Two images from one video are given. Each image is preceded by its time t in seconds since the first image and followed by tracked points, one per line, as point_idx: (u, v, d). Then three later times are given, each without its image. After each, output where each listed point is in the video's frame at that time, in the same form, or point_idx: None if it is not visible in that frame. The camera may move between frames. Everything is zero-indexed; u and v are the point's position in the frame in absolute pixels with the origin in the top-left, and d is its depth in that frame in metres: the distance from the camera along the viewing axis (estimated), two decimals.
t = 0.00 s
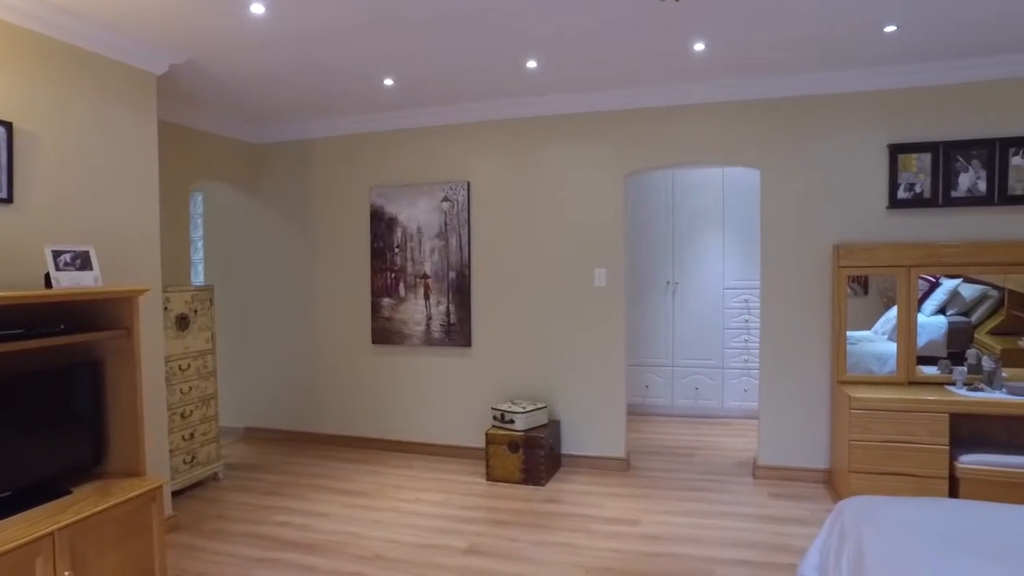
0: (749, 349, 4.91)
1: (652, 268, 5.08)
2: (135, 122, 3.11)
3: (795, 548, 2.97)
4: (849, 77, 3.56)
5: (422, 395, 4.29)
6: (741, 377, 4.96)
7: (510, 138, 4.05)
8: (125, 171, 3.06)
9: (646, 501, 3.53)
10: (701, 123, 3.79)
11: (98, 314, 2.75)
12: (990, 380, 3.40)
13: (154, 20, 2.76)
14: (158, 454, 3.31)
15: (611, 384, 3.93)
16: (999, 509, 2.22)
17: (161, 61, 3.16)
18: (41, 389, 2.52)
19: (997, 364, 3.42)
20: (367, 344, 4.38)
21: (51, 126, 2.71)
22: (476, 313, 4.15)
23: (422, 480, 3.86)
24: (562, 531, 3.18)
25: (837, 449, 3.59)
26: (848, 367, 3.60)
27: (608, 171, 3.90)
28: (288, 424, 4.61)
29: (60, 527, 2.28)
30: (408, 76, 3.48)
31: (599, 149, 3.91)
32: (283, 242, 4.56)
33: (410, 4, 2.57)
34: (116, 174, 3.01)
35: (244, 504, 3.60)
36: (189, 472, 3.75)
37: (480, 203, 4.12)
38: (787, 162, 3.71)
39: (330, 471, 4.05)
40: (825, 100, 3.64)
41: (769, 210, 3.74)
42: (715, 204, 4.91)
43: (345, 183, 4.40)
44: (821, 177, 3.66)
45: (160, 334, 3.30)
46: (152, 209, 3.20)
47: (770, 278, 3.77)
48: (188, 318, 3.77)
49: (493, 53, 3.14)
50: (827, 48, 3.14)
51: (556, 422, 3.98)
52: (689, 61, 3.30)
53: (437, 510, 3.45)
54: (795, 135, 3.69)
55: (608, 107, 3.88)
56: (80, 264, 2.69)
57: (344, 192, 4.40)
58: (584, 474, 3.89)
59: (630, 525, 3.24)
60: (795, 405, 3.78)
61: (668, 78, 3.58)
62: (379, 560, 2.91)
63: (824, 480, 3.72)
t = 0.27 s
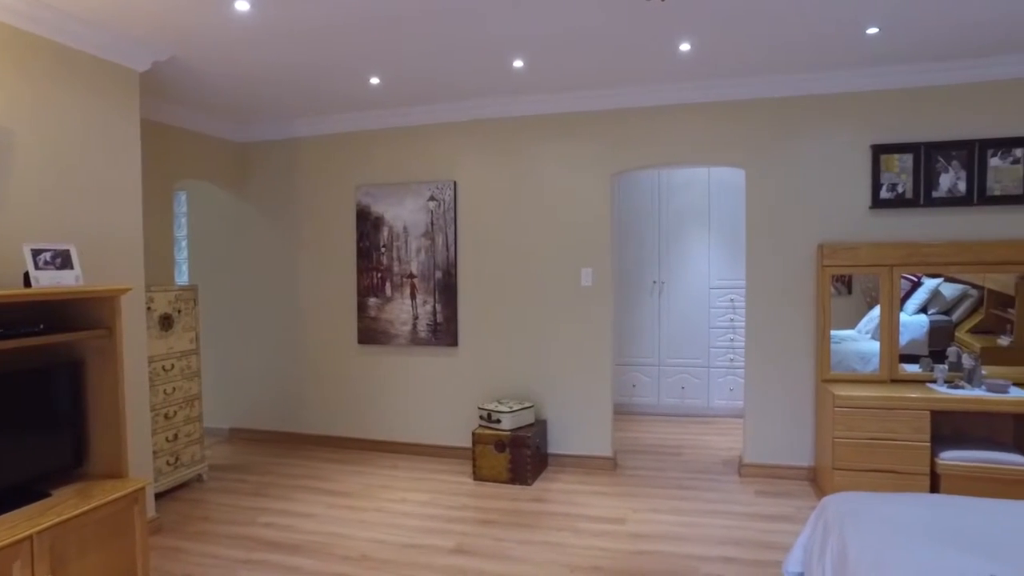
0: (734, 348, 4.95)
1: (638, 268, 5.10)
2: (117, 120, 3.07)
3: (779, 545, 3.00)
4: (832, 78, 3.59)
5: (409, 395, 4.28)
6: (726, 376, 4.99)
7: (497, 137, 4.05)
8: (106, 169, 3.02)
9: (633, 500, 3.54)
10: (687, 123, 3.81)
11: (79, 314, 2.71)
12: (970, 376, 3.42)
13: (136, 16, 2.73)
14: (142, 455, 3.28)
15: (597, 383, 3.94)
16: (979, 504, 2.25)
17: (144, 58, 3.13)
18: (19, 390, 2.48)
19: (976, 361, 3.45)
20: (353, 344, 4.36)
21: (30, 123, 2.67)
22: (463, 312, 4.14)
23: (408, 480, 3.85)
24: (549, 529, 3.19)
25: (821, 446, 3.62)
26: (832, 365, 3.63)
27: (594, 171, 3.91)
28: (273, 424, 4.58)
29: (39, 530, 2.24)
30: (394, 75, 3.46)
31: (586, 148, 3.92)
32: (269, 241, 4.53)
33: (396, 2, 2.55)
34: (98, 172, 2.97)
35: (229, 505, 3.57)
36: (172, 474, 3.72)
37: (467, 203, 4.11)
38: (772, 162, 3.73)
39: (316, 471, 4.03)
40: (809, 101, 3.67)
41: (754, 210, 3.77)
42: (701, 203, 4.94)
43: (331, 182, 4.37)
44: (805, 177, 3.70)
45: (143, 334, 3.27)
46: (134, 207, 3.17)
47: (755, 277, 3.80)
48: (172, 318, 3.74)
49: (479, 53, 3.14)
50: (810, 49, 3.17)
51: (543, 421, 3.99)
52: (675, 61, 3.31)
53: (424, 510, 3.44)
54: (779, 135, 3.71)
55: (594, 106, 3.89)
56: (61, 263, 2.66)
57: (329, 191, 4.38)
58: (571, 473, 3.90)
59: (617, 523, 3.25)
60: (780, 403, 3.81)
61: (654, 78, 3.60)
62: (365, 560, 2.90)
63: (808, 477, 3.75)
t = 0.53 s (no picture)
0: (720, 347, 4.98)
1: (624, 268, 5.12)
2: (98, 117, 3.03)
3: (764, 542, 3.02)
4: (816, 79, 3.62)
5: (395, 395, 4.26)
6: (712, 375, 5.02)
7: (483, 137, 4.05)
8: (87, 167, 2.98)
9: (619, 498, 3.55)
10: (672, 123, 3.82)
11: (59, 313, 2.68)
12: (950, 374, 3.47)
13: (117, 11, 2.69)
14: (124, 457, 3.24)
15: (583, 383, 3.94)
16: (960, 499, 2.28)
17: (126, 54, 3.09)
18: None
19: (956, 360, 3.49)
20: (339, 344, 4.34)
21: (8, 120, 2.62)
22: (449, 312, 4.14)
23: (395, 480, 3.83)
24: (536, 529, 3.19)
25: (805, 444, 3.65)
26: (816, 363, 3.66)
27: (580, 171, 3.92)
28: (258, 425, 4.54)
29: (17, 534, 2.20)
30: (380, 73, 3.44)
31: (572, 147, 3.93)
32: (253, 240, 4.49)
33: None
34: (78, 170, 2.93)
35: (213, 507, 3.54)
36: (155, 476, 3.68)
37: (453, 202, 4.10)
38: (756, 162, 3.76)
39: (302, 472, 4.00)
40: (793, 102, 3.70)
41: (739, 209, 3.79)
42: (687, 203, 4.96)
43: (317, 181, 4.35)
44: (789, 177, 3.72)
45: (124, 334, 3.23)
46: (115, 205, 3.13)
47: (740, 277, 3.82)
48: (154, 318, 3.70)
49: (465, 52, 3.13)
50: (795, 50, 3.19)
51: (529, 421, 3.99)
52: (661, 61, 3.32)
53: (410, 510, 3.43)
54: (763, 135, 3.74)
55: (580, 106, 3.90)
56: (39, 262, 2.62)
57: (315, 190, 4.36)
58: (558, 473, 3.90)
59: (603, 522, 3.25)
60: (764, 401, 3.83)
61: (640, 78, 3.61)
62: (351, 561, 2.89)
63: (792, 475, 3.78)
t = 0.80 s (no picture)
0: (702, 346, 5.01)
1: (608, 268, 5.14)
2: (74, 114, 2.98)
3: (745, 539, 3.04)
4: (797, 80, 3.66)
5: (378, 395, 4.25)
6: (695, 374, 5.05)
7: (467, 136, 4.04)
8: (62, 165, 2.93)
9: (603, 497, 3.56)
10: (655, 123, 3.84)
11: (34, 313, 2.64)
12: (927, 372, 3.54)
13: (92, 6, 2.64)
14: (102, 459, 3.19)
15: (567, 382, 3.95)
16: (936, 493, 2.32)
17: (103, 51, 3.04)
18: None
19: (933, 358, 3.57)
20: (322, 344, 4.31)
21: None
22: (432, 311, 4.13)
23: (378, 481, 3.82)
24: (520, 528, 3.19)
25: (786, 442, 3.69)
26: (796, 362, 3.70)
27: (563, 170, 3.93)
28: (240, 426, 4.50)
29: None
30: (362, 72, 3.43)
31: (555, 147, 3.94)
32: (235, 240, 4.45)
33: None
34: (53, 168, 2.88)
35: (193, 509, 3.50)
36: (134, 478, 3.63)
37: (436, 201, 4.10)
38: (736, 162, 3.79)
39: (284, 473, 3.97)
40: (774, 103, 3.73)
41: (721, 209, 3.82)
42: (670, 203, 4.99)
43: (299, 180, 4.32)
44: (769, 178, 3.76)
45: (102, 335, 3.18)
46: (92, 204, 3.08)
47: (722, 276, 3.85)
48: (133, 319, 3.65)
49: (449, 51, 3.13)
50: (775, 51, 3.22)
51: (513, 420, 3.99)
52: (643, 61, 3.33)
53: (393, 510, 3.42)
54: (744, 136, 3.77)
55: (563, 106, 3.90)
56: (13, 260, 2.57)
57: (297, 189, 4.33)
58: (542, 472, 3.90)
59: (586, 521, 3.26)
60: (746, 400, 3.86)
61: (623, 79, 3.62)
62: (333, 562, 2.87)
63: (773, 472, 3.82)
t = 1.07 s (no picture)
0: (685, 346, 5.05)
1: (591, 267, 5.15)
2: (48, 111, 2.92)
3: (727, 536, 3.07)
4: (777, 82, 3.70)
5: (362, 395, 4.22)
6: (678, 374, 5.08)
7: (451, 136, 4.03)
8: (37, 163, 2.87)
9: (586, 496, 3.57)
10: (638, 124, 3.86)
11: (9, 312, 2.59)
12: (905, 369, 3.58)
13: None
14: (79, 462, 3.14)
15: (551, 381, 3.96)
16: (912, 489, 2.36)
17: (79, 47, 2.99)
18: None
19: (910, 356, 3.60)
20: (304, 344, 4.28)
21: None
22: (416, 311, 4.11)
23: (361, 482, 3.80)
24: (503, 527, 3.19)
25: (768, 440, 3.72)
26: (777, 361, 3.74)
27: (547, 170, 3.93)
28: (221, 428, 4.46)
29: None
30: (345, 71, 3.41)
31: (539, 147, 3.94)
32: (215, 239, 4.41)
33: None
34: (27, 166, 2.83)
35: (173, 511, 3.46)
36: (112, 481, 3.58)
37: (420, 201, 4.08)
38: (718, 162, 3.82)
39: (266, 474, 3.93)
40: (755, 104, 3.77)
41: (703, 209, 3.84)
42: (653, 203, 5.02)
43: (281, 179, 4.28)
44: (751, 178, 3.79)
45: (79, 335, 3.14)
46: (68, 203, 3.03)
47: (705, 276, 3.87)
48: (112, 319, 3.60)
49: (432, 50, 3.12)
50: (756, 53, 3.24)
51: (496, 420, 3.99)
52: (626, 61, 3.35)
53: (376, 511, 3.40)
54: (726, 136, 3.80)
55: (547, 106, 3.91)
56: None
57: (278, 188, 4.29)
58: (525, 471, 3.91)
59: (569, 520, 3.27)
60: (728, 399, 3.89)
61: (606, 79, 3.64)
62: (315, 563, 2.85)
63: (755, 470, 3.85)
